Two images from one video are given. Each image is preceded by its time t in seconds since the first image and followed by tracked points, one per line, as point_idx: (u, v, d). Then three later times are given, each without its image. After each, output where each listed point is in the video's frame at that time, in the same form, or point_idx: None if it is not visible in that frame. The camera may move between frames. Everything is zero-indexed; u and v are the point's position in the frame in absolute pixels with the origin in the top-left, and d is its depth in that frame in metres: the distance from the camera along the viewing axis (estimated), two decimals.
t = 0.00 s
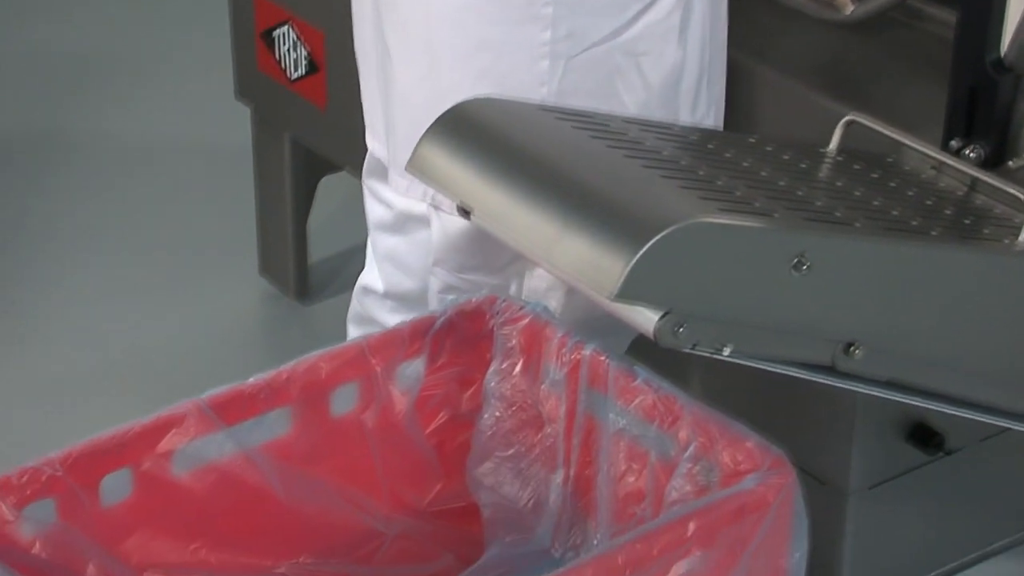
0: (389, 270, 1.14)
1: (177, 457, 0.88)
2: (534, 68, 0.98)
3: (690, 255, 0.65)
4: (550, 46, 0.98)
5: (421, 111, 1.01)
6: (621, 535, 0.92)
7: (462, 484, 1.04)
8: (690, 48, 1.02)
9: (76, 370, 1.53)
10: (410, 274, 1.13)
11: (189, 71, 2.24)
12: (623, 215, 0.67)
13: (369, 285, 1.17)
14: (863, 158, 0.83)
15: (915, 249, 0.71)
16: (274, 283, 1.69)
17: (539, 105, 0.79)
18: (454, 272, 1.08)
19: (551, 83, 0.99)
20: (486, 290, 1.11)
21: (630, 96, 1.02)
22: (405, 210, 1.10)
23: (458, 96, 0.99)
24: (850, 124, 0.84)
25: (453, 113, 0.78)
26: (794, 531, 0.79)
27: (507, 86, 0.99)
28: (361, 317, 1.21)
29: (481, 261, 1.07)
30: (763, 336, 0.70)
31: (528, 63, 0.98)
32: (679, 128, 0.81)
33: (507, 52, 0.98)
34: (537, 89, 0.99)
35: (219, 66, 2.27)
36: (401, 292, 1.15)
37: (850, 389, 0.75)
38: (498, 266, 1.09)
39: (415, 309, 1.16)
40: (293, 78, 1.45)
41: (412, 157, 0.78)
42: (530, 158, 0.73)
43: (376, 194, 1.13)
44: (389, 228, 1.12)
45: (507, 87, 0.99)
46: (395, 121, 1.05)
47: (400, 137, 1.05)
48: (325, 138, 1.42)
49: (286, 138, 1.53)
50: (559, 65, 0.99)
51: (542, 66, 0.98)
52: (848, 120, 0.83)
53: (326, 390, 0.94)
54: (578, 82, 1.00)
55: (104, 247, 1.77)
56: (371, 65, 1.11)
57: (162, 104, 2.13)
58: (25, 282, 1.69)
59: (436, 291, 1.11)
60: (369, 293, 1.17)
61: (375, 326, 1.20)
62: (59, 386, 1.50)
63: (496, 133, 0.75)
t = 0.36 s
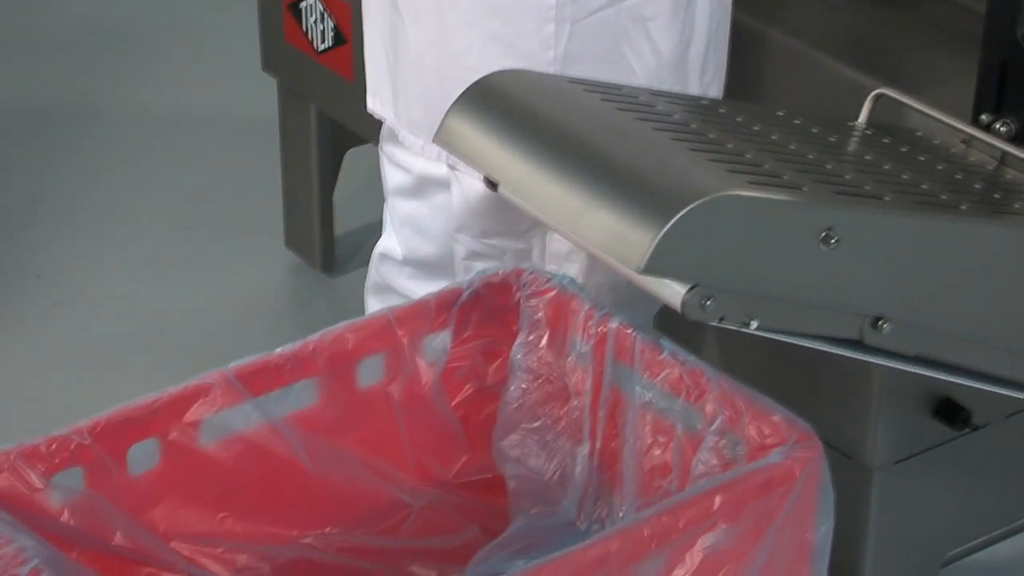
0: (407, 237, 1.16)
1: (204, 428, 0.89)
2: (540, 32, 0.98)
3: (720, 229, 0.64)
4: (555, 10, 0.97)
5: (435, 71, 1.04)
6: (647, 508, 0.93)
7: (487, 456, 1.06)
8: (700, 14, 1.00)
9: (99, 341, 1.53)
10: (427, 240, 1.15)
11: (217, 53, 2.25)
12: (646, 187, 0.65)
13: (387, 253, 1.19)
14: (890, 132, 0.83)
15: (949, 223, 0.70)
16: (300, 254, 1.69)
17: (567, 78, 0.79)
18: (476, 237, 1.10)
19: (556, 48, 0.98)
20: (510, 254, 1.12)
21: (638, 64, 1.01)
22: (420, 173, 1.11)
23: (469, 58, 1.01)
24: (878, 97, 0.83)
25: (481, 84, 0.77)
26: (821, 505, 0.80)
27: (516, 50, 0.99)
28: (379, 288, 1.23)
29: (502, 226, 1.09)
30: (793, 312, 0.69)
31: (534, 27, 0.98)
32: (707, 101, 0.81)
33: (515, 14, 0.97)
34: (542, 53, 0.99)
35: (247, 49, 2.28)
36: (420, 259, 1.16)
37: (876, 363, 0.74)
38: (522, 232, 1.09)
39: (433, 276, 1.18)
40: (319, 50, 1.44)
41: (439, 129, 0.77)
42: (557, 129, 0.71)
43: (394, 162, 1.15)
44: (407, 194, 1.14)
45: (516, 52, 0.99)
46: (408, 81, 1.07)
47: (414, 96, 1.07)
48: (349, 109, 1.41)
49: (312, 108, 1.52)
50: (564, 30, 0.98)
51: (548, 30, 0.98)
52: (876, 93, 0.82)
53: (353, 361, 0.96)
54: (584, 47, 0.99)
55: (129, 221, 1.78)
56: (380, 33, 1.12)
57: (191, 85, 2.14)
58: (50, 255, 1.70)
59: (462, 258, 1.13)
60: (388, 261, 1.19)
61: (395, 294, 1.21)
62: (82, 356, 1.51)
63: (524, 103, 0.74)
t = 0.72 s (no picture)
0: (402, 193, 1.16)
1: (221, 409, 0.90)
2: None
3: (741, 211, 0.62)
4: None
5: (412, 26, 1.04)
6: (663, 491, 0.93)
7: (503, 438, 1.06)
8: None
9: (114, 322, 1.54)
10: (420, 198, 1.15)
11: (236, 36, 2.25)
12: (667, 167, 0.64)
13: (387, 211, 1.20)
14: (910, 116, 0.83)
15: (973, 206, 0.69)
16: (314, 235, 1.69)
17: (585, 60, 0.78)
18: (457, 198, 1.10)
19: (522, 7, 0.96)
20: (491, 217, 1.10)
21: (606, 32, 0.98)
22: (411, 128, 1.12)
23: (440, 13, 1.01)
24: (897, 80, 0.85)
25: (498, 66, 0.76)
26: (838, 488, 0.80)
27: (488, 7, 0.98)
28: (380, 250, 1.24)
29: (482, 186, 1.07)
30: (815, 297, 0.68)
31: None
32: (726, 85, 0.80)
33: None
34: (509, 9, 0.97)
35: (266, 31, 2.27)
36: (413, 217, 1.17)
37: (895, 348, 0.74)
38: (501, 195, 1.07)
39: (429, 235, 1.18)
40: (337, 32, 1.43)
41: (456, 111, 0.76)
42: (574, 109, 0.70)
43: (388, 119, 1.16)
44: (401, 150, 1.15)
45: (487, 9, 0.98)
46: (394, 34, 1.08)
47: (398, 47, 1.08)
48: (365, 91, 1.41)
49: (328, 91, 1.52)
50: None
51: None
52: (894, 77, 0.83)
53: (370, 342, 0.96)
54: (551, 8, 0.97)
55: (145, 202, 1.78)
56: None
57: (208, 69, 2.14)
58: (65, 238, 1.70)
59: (446, 224, 1.12)
60: (388, 219, 1.20)
61: (394, 256, 1.22)
62: (98, 336, 1.51)
63: (542, 83, 0.73)
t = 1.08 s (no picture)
0: (381, 175, 1.20)
1: (231, 400, 0.90)
2: None
3: (750, 203, 0.62)
4: None
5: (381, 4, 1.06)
6: (672, 483, 0.93)
7: (513, 429, 1.06)
8: None
9: (123, 312, 1.54)
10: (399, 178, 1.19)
11: (245, 27, 2.25)
12: (678, 159, 0.63)
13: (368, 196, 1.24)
14: (921, 108, 0.82)
15: (986, 198, 0.69)
16: (323, 227, 1.69)
17: (595, 52, 0.78)
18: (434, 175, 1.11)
19: None
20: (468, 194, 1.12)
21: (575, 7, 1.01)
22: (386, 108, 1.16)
23: None
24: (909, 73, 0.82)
25: (509, 57, 0.75)
26: (848, 481, 0.80)
27: None
28: (367, 237, 1.28)
29: (458, 159, 1.09)
30: (826, 289, 0.68)
31: None
32: (737, 76, 0.80)
33: None
34: None
35: (275, 22, 2.27)
36: (393, 198, 1.20)
37: (905, 340, 0.74)
38: (475, 170, 1.10)
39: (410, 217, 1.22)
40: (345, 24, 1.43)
41: (466, 102, 0.75)
42: (585, 100, 0.70)
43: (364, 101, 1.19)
44: (379, 132, 1.18)
45: None
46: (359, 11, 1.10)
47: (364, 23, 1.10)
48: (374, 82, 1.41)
49: (338, 83, 1.52)
50: None
51: None
52: (907, 69, 0.82)
53: (380, 334, 0.96)
54: None
55: (153, 192, 1.78)
56: None
57: (217, 59, 2.14)
58: (72, 232, 1.69)
59: (423, 204, 1.13)
60: (369, 204, 1.24)
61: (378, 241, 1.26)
62: (107, 327, 1.51)
63: (553, 74, 0.73)
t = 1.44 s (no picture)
0: (409, 168, 1.15)
1: (235, 395, 0.90)
2: None
3: (753, 199, 0.62)
4: None
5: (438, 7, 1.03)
6: (676, 479, 0.94)
7: (516, 425, 1.06)
8: None
9: (127, 308, 1.54)
10: (430, 172, 1.14)
11: (246, 25, 2.25)
12: (682, 154, 0.63)
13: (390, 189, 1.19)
14: (925, 104, 0.82)
15: (990, 194, 0.69)
16: (327, 223, 1.69)
17: (599, 47, 0.78)
18: (503, 177, 1.08)
19: None
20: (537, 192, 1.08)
21: None
22: (421, 99, 1.11)
23: None
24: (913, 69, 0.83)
25: (513, 53, 0.75)
26: (852, 476, 0.80)
27: None
28: (383, 230, 1.23)
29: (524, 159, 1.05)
30: (830, 285, 0.67)
31: None
32: (740, 72, 0.80)
33: None
34: None
35: (277, 19, 2.27)
36: (421, 191, 1.16)
37: (910, 336, 0.73)
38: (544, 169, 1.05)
39: (438, 210, 1.18)
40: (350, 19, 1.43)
41: (470, 98, 0.75)
42: (589, 95, 0.70)
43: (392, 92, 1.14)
44: (408, 124, 1.13)
45: None
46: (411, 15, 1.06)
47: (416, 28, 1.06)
48: (375, 78, 1.41)
49: (342, 78, 1.52)
50: None
51: None
52: (911, 64, 0.82)
53: (384, 329, 0.96)
54: None
55: (157, 189, 1.78)
56: None
57: (220, 57, 2.14)
58: (75, 229, 1.69)
59: (491, 204, 1.10)
60: (391, 197, 1.19)
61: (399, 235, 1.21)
62: (111, 323, 1.51)
63: (557, 70, 0.72)
